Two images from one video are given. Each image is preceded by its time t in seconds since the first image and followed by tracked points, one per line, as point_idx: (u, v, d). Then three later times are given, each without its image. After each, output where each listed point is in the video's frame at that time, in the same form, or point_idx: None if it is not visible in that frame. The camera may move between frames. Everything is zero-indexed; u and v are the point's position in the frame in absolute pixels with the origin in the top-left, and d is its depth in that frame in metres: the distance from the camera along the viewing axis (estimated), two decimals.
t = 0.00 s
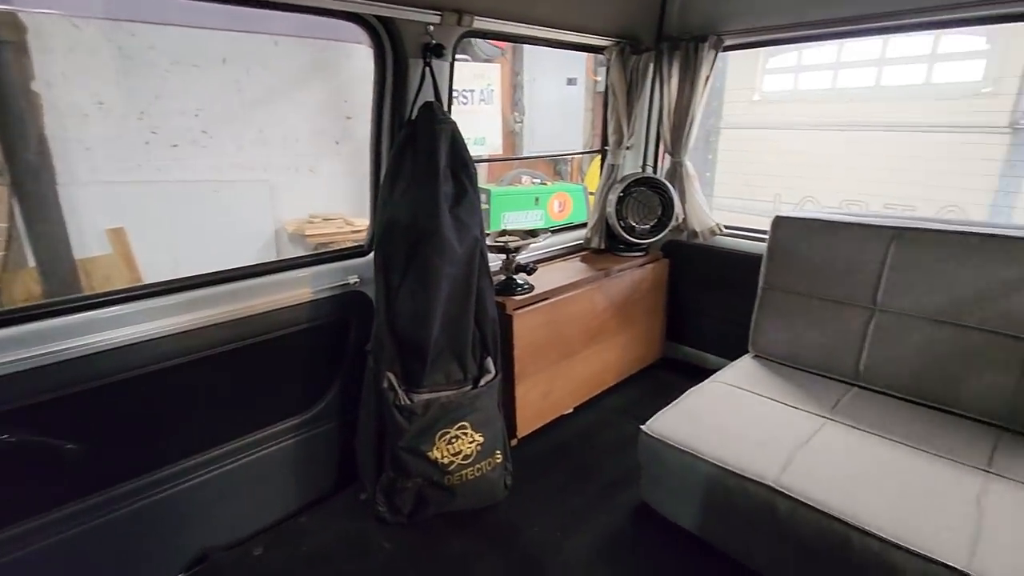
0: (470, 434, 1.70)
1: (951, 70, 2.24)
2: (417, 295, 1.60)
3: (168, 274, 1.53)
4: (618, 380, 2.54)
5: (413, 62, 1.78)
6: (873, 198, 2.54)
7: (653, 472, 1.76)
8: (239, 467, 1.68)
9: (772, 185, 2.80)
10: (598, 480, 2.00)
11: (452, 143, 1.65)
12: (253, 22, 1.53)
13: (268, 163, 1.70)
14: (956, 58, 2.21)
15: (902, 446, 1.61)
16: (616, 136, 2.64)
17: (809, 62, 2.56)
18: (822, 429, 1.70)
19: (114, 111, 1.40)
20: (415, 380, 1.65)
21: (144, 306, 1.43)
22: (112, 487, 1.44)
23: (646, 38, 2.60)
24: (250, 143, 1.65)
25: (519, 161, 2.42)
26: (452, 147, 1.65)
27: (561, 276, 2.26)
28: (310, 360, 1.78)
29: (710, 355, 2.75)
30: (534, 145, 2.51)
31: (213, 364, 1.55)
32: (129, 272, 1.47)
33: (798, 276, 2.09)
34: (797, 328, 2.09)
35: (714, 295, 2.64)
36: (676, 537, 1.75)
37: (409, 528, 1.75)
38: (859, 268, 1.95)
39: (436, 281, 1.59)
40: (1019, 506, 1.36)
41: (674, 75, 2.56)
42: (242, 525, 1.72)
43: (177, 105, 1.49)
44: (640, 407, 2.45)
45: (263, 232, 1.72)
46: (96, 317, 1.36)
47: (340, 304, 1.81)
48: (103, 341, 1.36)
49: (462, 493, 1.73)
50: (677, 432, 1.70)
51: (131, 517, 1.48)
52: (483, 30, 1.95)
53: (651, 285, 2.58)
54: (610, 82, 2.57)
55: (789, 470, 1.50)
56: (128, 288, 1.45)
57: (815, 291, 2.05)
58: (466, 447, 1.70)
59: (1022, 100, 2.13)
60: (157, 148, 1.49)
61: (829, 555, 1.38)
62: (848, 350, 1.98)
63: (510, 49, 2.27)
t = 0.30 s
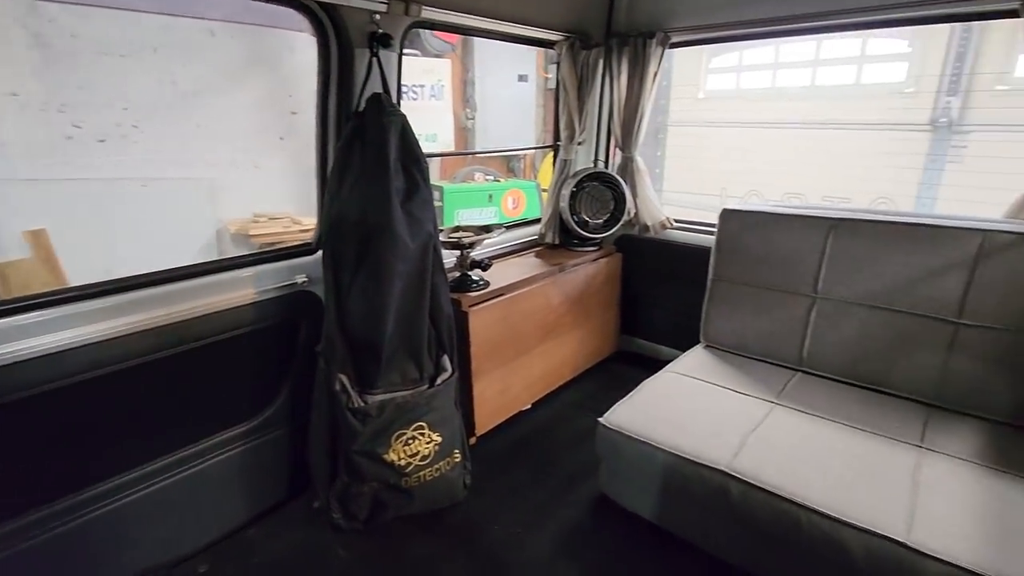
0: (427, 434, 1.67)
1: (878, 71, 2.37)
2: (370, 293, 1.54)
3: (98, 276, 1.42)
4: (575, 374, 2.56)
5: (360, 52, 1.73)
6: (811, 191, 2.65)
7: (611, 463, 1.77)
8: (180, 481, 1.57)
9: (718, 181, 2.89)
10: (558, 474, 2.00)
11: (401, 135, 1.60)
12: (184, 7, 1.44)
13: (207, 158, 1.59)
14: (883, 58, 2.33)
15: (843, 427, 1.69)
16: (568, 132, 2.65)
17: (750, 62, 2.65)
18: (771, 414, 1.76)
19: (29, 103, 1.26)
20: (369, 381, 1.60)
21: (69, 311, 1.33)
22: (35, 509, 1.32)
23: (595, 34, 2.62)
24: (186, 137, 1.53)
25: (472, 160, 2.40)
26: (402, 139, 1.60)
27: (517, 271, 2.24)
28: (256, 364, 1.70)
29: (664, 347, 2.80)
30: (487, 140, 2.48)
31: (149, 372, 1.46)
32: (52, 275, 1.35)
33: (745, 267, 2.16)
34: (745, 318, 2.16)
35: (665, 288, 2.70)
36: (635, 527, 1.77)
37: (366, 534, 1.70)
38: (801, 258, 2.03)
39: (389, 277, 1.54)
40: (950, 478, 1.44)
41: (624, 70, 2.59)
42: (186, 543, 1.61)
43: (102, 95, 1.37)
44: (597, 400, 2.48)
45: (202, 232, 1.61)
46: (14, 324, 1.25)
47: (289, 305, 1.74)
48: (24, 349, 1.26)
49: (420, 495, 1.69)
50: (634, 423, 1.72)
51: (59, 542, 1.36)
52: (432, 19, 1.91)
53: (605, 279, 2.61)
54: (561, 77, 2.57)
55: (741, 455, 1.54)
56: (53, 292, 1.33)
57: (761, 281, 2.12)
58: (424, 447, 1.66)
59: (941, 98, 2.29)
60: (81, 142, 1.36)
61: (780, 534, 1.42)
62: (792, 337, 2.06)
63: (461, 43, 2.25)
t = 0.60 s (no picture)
0: (387, 435, 1.61)
1: (819, 68, 2.45)
2: (323, 291, 1.48)
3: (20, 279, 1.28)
4: (536, 369, 2.55)
5: (307, 38, 1.64)
6: (760, 181, 2.74)
7: (575, 456, 1.77)
8: (115, 498, 1.45)
9: (673, 175, 2.93)
10: (521, 469, 1.98)
11: (352, 124, 1.54)
12: None
13: (143, 154, 1.48)
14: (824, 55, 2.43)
15: (797, 411, 1.74)
16: (524, 125, 2.62)
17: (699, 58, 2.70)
18: (728, 401, 1.79)
19: None
20: (325, 383, 1.53)
21: None
22: None
23: (551, 25, 2.61)
24: (118, 130, 1.42)
25: (426, 158, 2.35)
26: (353, 128, 1.54)
27: (476, 266, 2.21)
28: (200, 368, 1.59)
29: (624, 339, 2.83)
30: (445, 134, 2.48)
31: (73, 384, 1.33)
32: None
33: (701, 258, 2.20)
34: (701, 308, 2.20)
35: (624, 281, 2.72)
36: (600, 519, 1.78)
37: (324, 542, 1.63)
38: (753, 248, 2.08)
39: (343, 274, 1.48)
40: (896, 456, 1.51)
41: (578, 62, 2.59)
42: (127, 561, 1.50)
43: (21, 83, 1.24)
44: (559, 394, 2.48)
45: (139, 232, 1.51)
46: None
47: (236, 305, 1.64)
48: None
49: (380, 499, 1.64)
50: (597, 415, 1.72)
51: None
52: (383, 5, 1.85)
53: (563, 273, 2.61)
54: (516, 68, 2.55)
55: (701, 443, 1.57)
56: None
57: (716, 271, 2.17)
58: (384, 450, 1.61)
59: (877, 94, 2.37)
60: None
61: (740, 518, 1.45)
62: (746, 326, 2.11)
63: (413, 34, 2.23)
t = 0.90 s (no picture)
0: (357, 434, 1.57)
1: (775, 62, 2.51)
2: (287, 286, 1.42)
3: None
4: (506, 362, 2.54)
5: (263, 23, 1.58)
6: (722, 171, 2.79)
7: (549, 447, 1.76)
8: (60, 514, 1.34)
9: (638, 165, 2.96)
10: (495, 463, 1.97)
11: (313, 113, 1.48)
12: None
13: (85, 145, 1.38)
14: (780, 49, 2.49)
15: (763, 394, 1.79)
16: (489, 116, 2.60)
17: (660, 51, 2.72)
18: (698, 387, 1.82)
19: None
20: (291, 383, 1.47)
21: None
22: None
23: (515, 14, 2.58)
24: (55, 119, 1.32)
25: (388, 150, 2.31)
26: (314, 117, 1.48)
27: (444, 259, 2.17)
28: (154, 371, 1.51)
29: (592, 330, 2.85)
30: (405, 126, 2.46)
31: (3, 396, 1.21)
32: None
33: (668, 247, 2.22)
34: (669, 296, 2.23)
35: (591, 272, 2.74)
36: (576, 509, 1.78)
37: (293, 546, 1.58)
38: (718, 236, 2.12)
39: (307, 267, 1.42)
40: (858, 434, 1.57)
41: (543, 53, 2.57)
42: None
43: None
44: (530, 386, 2.47)
45: (81, 230, 1.40)
46: None
47: (193, 305, 1.56)
48: None
49: (352, 499, 1.59)
50: (570, 405, 1.72)
51: None
52: None
53: (532, 265, 2.60)
54: (481, 58, 2.52)
55: (673, 428, 1.58)
56: None
57: (682, 260, 2.20)
58: (355, 449, 1.56)
59: (828, 87, 2.44)
60: None
61: (713, 500, 1.48)
62: (712, 312, 2.15)
63: (373, 23, 2.21)
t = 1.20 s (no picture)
0: (340, 432, 1.55)
1: (738, 53, 2.57)
2: (263, 284, 1.39)
3: None
4: (484, 354, 2.54)
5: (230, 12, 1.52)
6: (694, 161, 2.85)
7: (532, 437, 1.78)
8: (24, 530, 1.28)
9: (611, 156, 2.99)
10: (478, 455, 1.97)
11: (285, 105, 1.44)
12: None
13: (30, 140, 1.26)
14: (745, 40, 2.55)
15: (738, 377, 1.84)
16: (462, 108, 2.58)
17: (626, 42, 2.75)
18: (675, 372, 1.87)
19: None
20: (270, 382, 1.44)
21: None
22: None
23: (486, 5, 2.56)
24: None
25: (355, 144, 2.28)
26: (286, 109, 1.44)
27: (420, 253, 2.16)
28: (124, 375, 1.45)
29: (568, 320, 2.88)
30: (376, 118, 2.39)
31: None
32: None
33: (642, 236, 2.26)
34: (644, 284, 2.27)
35: (566, 263, 2.76)
36: (560, 496, 1.80)
37: (277, 548, 1.55)
38: (691, 225, 2.16)
39: (284, 263, 1.39)
40: (828, 412, 1.63)
41: (515, 45, 2.57)
42: None
43: None
44: (509, 377, 2.48)
45: (30, 233, 1.29)
46: None
47: (163, 305, 1.51)
48: None
49: (336, 497, 1.58)
50: (551, 395, 1.74)
51: None
52: None
53: (507, 256, 2.60)
54: (453, 49, 2.50)
55: (654, 414, 1.62)
56: None
57: (657, 249, 2.24)
58: (337, 446, 1.55)
59: (789, 78, 2.51)
60: None
61: (694, 482, 1.52)
62: (686, 300, 2.20)
63: (336, 11, 2.13)
